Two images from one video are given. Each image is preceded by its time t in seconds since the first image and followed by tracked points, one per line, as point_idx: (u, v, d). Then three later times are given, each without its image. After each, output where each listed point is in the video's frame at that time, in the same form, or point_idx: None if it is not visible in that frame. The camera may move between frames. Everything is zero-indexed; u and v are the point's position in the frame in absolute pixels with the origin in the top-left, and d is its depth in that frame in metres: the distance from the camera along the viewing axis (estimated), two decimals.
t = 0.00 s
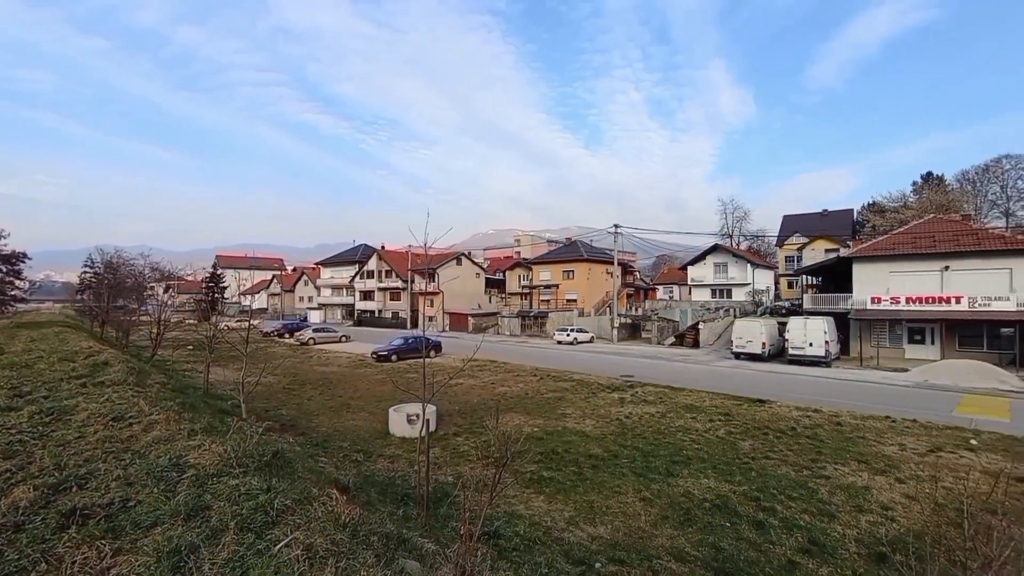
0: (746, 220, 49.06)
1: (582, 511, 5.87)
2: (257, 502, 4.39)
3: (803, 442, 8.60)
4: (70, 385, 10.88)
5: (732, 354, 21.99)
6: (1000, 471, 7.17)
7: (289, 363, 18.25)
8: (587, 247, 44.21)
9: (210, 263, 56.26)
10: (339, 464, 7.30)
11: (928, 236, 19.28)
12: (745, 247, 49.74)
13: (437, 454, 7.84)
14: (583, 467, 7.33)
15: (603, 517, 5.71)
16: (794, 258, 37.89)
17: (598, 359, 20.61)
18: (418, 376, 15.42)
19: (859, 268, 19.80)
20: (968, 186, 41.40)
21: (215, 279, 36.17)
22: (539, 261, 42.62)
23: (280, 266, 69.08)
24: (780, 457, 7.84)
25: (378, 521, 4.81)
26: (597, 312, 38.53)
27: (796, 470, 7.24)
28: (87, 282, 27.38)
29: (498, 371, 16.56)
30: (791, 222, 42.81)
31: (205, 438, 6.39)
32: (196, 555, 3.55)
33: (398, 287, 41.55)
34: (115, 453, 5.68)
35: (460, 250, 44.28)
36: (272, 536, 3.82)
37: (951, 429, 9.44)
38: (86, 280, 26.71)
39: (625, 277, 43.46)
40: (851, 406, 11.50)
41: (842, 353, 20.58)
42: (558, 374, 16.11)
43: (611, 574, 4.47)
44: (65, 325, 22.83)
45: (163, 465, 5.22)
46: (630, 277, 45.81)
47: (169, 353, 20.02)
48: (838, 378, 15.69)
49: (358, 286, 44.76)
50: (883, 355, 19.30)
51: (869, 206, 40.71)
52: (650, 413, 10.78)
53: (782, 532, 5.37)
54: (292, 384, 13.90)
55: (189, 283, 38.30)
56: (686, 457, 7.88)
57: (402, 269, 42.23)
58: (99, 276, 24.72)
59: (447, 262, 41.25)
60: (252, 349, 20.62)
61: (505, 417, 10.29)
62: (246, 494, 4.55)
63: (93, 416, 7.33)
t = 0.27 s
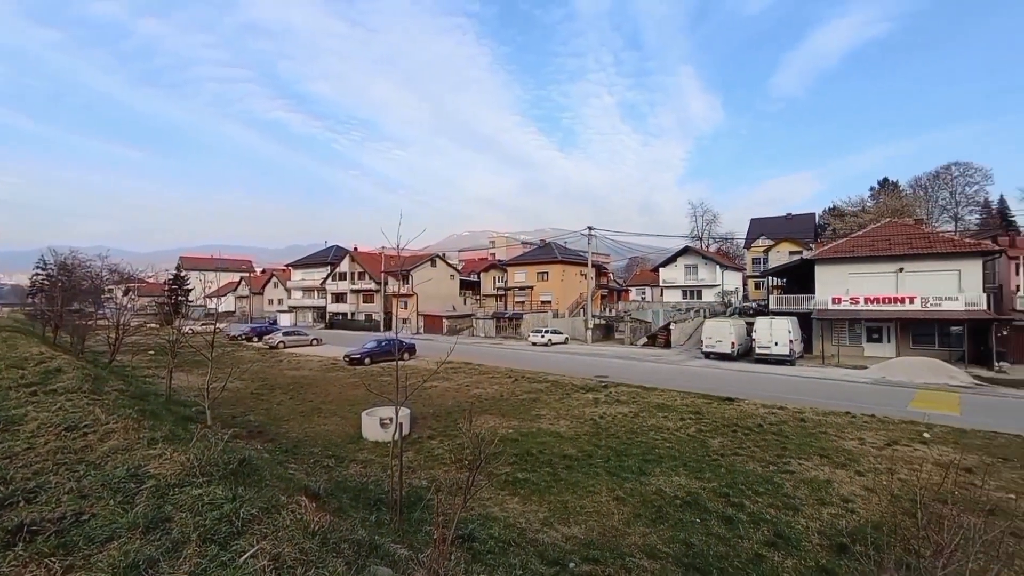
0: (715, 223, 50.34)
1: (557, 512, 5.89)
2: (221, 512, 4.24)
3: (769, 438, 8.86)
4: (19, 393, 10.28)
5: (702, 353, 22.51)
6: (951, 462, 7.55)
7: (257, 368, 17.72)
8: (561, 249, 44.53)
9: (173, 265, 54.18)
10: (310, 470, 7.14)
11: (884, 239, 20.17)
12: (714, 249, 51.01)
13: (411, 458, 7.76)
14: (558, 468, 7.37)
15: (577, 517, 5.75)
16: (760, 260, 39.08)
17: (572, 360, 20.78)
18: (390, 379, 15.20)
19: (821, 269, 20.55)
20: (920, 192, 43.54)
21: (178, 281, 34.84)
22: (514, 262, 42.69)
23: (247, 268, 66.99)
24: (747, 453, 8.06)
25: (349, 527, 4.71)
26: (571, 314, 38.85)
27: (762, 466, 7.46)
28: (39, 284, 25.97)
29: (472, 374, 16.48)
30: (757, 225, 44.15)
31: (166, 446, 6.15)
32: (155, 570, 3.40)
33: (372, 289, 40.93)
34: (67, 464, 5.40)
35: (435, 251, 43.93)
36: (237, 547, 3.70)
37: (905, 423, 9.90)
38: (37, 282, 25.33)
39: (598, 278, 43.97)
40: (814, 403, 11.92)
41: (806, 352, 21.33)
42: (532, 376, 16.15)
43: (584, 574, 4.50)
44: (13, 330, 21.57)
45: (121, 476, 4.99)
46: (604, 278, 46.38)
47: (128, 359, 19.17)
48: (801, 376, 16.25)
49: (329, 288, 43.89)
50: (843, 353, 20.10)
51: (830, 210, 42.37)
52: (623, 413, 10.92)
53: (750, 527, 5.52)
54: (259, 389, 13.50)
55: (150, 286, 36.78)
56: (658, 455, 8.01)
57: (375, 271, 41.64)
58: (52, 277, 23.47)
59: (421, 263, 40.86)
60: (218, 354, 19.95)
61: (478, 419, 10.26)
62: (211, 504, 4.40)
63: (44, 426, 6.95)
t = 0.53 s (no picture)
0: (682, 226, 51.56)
1: (527, 512, 5.91)
2: (176, 521, 4.06)
3: (732, 435, 9.14)
4: None
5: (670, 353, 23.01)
6: (899, 455, 7.98)
7: (218, 370, 17.09)
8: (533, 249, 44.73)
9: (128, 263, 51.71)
10: (274, 475, 6.94)
11: (840, 243, 21.11)
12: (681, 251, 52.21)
13: (380, 460, 7.64)
14: (528, 468, 7.40)
15: (547, 516, 5.78)
16: (725, 263, 40.24)
17: (543, 360, 20.92)
18: (359, 380, 14.94)
19: (781, 272, 21.34)
20: (873, 199, 45.70)
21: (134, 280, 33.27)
22: (485, 262, 42.61)
23: (208, 266, 64.57)
24: (712, 450, 8.28)
25: (313, 533, 4.60)
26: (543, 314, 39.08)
27: (725, 462, 7.69)
28: None
29: (443, 374, 16.35)
30: (722, 228, 45.47)
31: (119, 453, 5.86)
32: None
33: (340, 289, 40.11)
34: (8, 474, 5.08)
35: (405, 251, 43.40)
36: (194, 557, 3.55)
37: (857, 418, 10.40)
38: None
39: (569, 279, 44.37)
40: (775, 400, 12.36)
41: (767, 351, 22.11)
42: (503, 376, 16.15)
43: (554, 573, 4.52)
44: None
45: (68, 485, 4.72)
46: (575, 279, 46.83)
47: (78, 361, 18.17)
48: (763, 375, 16.83)
49: (296, 287, 42.76)
50: (802, 352, 20.93)
51: (791, 215, 44.02)
52: (592, 412, 11.05)
53: (714, 521, 5.68)
54: (221, 391, 13.04)
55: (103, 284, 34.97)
56: (626, 453, 8.14)
57: (344, 270, 40.81)
58: None
59: (391, 263, 40.31)
60: (176, 356, 19.14)
61: (448, 420, 10.19)
62: (165, 513, 4.21)
63: None
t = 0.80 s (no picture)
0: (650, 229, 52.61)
1: (495, 512, 5.90)
2: (125, 531, 3.86)
3: (696, 433, 9.40)
4: None
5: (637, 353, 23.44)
6: (849, 450, 8.39)
7: (174, 371, 16.35)
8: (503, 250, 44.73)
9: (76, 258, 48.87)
10: (234, 480, 6.70)
11: (797, 248, 22.02)
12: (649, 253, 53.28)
13: (346, 463, 7.49)
14: (496, 468, 7.40)
15: (514, 516, 5.79)
16: (691, 265, 41.29)
17: (513, 360, 20.99)
18: (324, 381, 14.59)
19: (743, 275, 22.08)
20: (828, 206, 47.77)
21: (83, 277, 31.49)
22: (455, 262, 42.34)
23: (164, 263, 61.73)
24: (676, 448, 8.49)
25: (274, 539, 4.46)
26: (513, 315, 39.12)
27: (689, 459, 7.89)
28: None
29: (411, 375, 16.14)
30: (688, 232, 46.65)
31: (62, 460, 5.53)
32: None
33: (306, 288, 39.08)
34: None
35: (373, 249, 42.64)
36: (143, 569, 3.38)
37: (812, 415, 10.87)
38: None
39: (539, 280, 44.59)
40: (736, 398, 12.79)
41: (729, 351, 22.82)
42: (473, 377, 16.07)
43: (521, 572, 4.53)
44: None
45: (4, 496, 4.41)
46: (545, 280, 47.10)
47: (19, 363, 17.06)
48: (725, 374, 17.38)
49: (259, 286, 41.42)
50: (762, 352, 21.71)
51: (752, 220, 45.55)
52: (561, 412, 11.14)
53: (677, 517, 5.82)
54: (177, 394, 12.50)
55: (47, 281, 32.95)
56: (594, 452, 8.24)
57: (310, 269, 39.79)
58: None
59: (359, 262, 39.55)
60: (128, 357, 18.22)
61: (416, 421, 10.07)
62: (114, 523, 4.00)
63: None
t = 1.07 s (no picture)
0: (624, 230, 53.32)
1: (469, 513, 5.89)
2: (81, 542, 3.69)
3: (668, 431, 9.58)
4: None
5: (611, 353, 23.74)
6: (813, 445, 8.70)
7: (136, 374, 15.74)
8: (479, 249, 44.62)
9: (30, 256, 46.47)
10: (201, 485, 6.50)
11: (764, 250, 22.68)
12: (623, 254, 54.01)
13: (317, 466, 7.34)
14: (471, 468, 7.38)
15: (489, 517, 5.79)
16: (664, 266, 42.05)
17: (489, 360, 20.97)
18: (295, 383, 14.28)
19: (713, 276, 22.61)
20: (794, 209, 49.36)
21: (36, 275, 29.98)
22: (431, 262, 42.00)
23: (126, 261, 59.29)
24: (649, 446, 8.63)
25: (241, 545, 4.34)
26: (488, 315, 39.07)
27: (661, 457, 8.04)
28: None
29: (386, 376, 15.94)
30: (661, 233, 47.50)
31: (12, 469, 5.25)
32: None
33: (276, 287, 38.13)
34: None
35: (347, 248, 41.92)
36: None
37: (778, 412, 11.23)
38: None
39: (515, 280, 44.65)
40: (706, 397, 13.10)
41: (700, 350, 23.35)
42: (448, 377, 15.97)
43: (496, 573, 4.53)
44: None
45: None
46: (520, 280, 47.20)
47: None
48: (696, 373, 17.77)
49: (227, 285, 40.21)
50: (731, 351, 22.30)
51: (722, 222, 46.70)
52: (536, 412, 11.18)
53: (649, 514, 5.92)
54: (140, 397, 12.03)
55: None
56: (568, 451, 8.30)
57: (281, 268, 38.85)
58: None
59: (332, 261, 38.82)
60: (86, 359, 17.43)
61: (391, 422, 9.95)
62: (69, 533, 3.82)
63: None
